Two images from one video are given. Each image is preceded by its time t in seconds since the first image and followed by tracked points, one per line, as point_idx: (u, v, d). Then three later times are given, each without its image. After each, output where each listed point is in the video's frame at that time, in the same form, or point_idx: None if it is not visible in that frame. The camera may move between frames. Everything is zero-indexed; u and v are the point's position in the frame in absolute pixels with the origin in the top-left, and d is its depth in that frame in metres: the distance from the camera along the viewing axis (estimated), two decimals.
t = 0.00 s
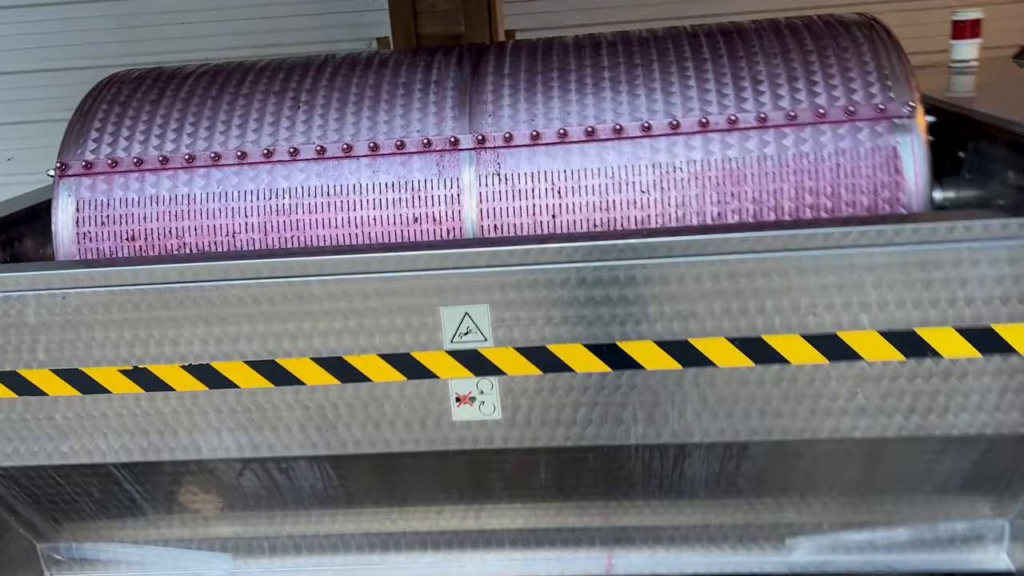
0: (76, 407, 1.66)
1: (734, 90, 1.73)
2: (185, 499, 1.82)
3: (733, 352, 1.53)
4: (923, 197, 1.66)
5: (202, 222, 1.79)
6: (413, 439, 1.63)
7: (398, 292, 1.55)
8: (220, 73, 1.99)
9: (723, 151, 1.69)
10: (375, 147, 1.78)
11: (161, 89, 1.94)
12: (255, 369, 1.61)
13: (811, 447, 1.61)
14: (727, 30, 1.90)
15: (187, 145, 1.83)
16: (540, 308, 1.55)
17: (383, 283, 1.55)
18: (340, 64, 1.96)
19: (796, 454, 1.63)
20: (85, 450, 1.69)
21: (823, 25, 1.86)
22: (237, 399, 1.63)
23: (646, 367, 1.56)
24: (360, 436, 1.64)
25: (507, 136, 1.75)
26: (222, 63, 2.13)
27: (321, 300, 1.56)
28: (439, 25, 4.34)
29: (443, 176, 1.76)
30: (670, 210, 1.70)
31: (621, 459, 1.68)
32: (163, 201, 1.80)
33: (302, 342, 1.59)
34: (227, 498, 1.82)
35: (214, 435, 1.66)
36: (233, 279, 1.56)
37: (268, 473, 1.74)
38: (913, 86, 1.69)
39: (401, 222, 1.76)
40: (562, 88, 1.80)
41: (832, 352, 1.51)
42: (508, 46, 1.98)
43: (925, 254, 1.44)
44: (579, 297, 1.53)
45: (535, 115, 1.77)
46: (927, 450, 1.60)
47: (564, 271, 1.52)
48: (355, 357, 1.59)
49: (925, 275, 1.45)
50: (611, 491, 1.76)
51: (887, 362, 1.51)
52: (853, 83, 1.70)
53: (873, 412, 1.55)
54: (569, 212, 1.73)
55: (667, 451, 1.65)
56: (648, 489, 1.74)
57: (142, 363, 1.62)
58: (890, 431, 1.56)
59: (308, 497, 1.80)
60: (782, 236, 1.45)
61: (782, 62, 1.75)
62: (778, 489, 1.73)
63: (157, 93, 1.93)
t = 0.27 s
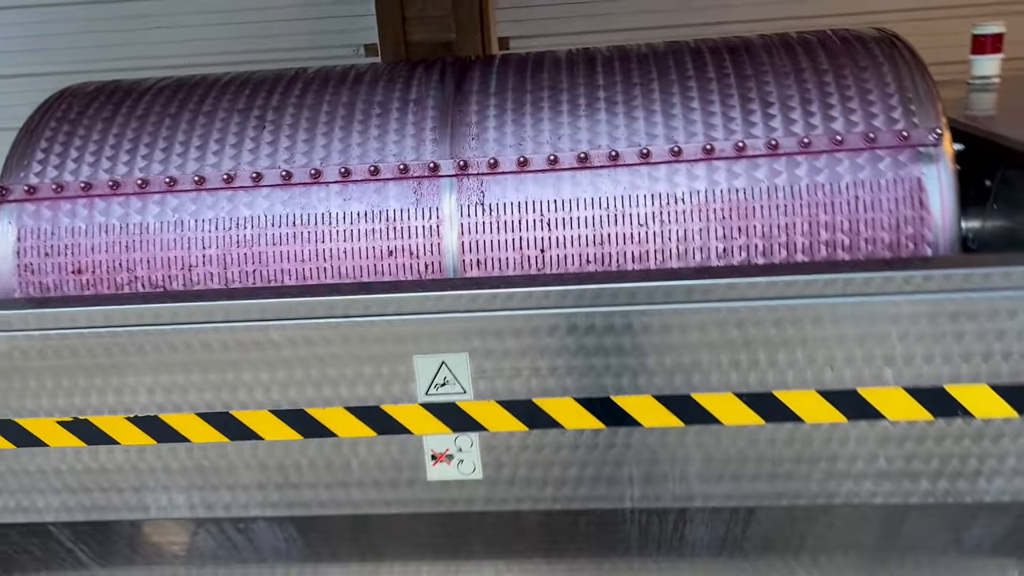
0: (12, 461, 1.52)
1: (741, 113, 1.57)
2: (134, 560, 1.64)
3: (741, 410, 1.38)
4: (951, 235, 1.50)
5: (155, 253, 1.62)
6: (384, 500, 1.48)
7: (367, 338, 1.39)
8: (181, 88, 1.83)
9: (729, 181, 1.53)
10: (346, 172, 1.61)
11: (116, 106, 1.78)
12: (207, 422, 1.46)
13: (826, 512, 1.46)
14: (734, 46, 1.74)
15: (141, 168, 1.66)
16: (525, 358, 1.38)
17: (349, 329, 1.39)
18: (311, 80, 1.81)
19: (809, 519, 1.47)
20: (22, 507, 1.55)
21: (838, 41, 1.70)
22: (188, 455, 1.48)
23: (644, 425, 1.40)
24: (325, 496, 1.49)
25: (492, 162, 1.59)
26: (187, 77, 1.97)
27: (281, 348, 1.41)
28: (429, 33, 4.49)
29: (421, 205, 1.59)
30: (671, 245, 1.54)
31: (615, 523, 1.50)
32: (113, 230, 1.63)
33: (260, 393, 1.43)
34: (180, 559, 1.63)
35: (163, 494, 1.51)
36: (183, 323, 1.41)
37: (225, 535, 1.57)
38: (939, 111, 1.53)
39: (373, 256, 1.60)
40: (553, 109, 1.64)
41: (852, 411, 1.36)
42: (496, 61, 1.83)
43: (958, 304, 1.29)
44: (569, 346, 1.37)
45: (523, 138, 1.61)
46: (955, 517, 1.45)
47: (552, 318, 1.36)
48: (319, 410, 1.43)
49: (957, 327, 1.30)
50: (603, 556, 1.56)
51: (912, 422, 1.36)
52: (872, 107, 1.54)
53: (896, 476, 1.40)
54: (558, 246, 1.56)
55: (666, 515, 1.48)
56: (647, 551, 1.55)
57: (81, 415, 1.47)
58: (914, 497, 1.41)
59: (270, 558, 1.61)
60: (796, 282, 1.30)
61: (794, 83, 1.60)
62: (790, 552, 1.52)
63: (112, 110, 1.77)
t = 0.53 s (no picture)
0: None
1: (760, 130, 1.45)
2: None
3: (762, 456, 1.27)
4: (988, 263, 1.38)
5: (131, 279, 1.52)
6: (374, 548, 1.38)
7: (355, 377, 1.29)
8: (162, 99, 1.71)
9: (747, 204, 1.42)
10: (336, 193, 1.50)
11: (92, 119, 1.67)
12: (183, 465, 1.36)
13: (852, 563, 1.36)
14: (752, 57, 1.63)
15: (116, 187, 1.55)
16: (527, 399, 1.28)
17: (334, 367, 1.29)
18: (300, 92, 1.70)
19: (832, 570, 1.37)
20: None
21: (863, 52, 1.59)
22: (162, 501, 1.39)
23: (656, 471, 1.30)
24: (311, 543, 1.39)
25: (492, 182, 1.47)
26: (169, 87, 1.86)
27: (260, 387, 1.31)
28: (429, 37, 4.35)
29: (416, 229, 1.48)
30: (684, 273, 1.43)
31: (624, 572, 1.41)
32: (86, 254, 1.52)
33: (239, 435, 1.33)
34: None
35: (136, 541, 1.42)
36: (156, 360, 1.31)
37: None
38: (975, 129, 1.41)
39: (364, 282, 1.48)
40: (557, 125, 1.52)
41: (882, 458, 1.26)
42: (497, 71, 1.72)
43: (999, 343, 1.19)
44: (575, 386, 1.27)
45: (526, 156, 1.49)
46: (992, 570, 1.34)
47: (557, 355, 1.26)
48: (302, 453, 1.33)
49: (998, 369, 1.20)
50: None
51: (948, 470, 1.26)
52: (902, 124, 1.42)
53: (929, 527, 1.29)
54: (562, 273, 1.45)
55: (679, 565, 1.39)
56: None
57: (47, 456, 1.38)
58: (950, 550, 1.30)
59: None
60: (822, 319, 1.20)
61: (817, 97, 1.49)
62: None
63: (87, 123, 1.65)
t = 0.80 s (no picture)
0: None
1: (750, 140, 1.44)
2: None
3: (751, 471, 1.26)
4: (978, 275, 1.37)
5: (113, 290, 1.50)
6: (358, 563, 1.37)
7: (338, 392, 1.27)
8: (146, 108, 1.70)
9: (736, 216, 1.41)
10: (321, 204, 1.48)
11: (74, 128, 1.65)
12: (164, 480, 1.35)
13: None
14: (742, 65, 1.63)
15: (98, 198, 1.52)
16: (512, 414, 1.26)
17: (317, 382, 1.27)
18: (286, 100, 1.68)
19: None
20: None
21: (854, 61, 1.59)
22: (143, 517, 1.38)
23: (644, 486, 1.28)
24: (295, 558, 1.38)
25: (479, 193, 1.45)
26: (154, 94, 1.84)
27: (243, 402, 1.29)
28: (420, 41, 4.31)
29: (401, 240, 1.46)
30: (673, 284, 1.42)
31: None
32: (67, 265, 1.50)
33: (222, 450, 1.32)
34: None
35: (117, 556, 1.41)
36: (136, 375, 1.29)
37: None
38: (966, 140, 1.40)
39: (350, 294, 1.47)
40: (545, 134, 1.51)
41: (872, 473, 1.25)
42: (485, 79, 1.71)
43: (990, 358, 1.17)
44: (561, 401, 1.25)
45: (513, 166, 1.47)
46: None
47: (544, 370, 1.24)
48: (285, 469, 1.32)
49: (989, 384, 1.19)
50: None
51: (938, 485, 1.25)
52: (892, 134, 1.41)
53: (919, 542, 1.28)
54: (549, 285, 1.44)
55: None
56: None
57: (26, 472, 1.36)
58: (940, 565, 1.29)
59: None
60: (812, 334, 1.18)
61: (807, 107, 1.47)
62: None
63: (69, 132, 1.64)
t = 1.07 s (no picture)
0: None
1: (739, 153, 1.45)
2: None
3: (742, 483, 1.26)
4: (967, 286, 1.38)
5: (103, 305, 1.49)
6: None
7: (329, 407, 1.27)
8: (137, 122, 1.70)
9: (725, 228, 1.41)
10: (312, 217, 1.48)
11: (65, 142, 1.65)
12: (154, 496, 1.35)
13: None
14: (731, 78, 1.64)
15: (89, 212, 1.52)
16: (504, 428, 1.26)
17: (308, 397, 1.27)
18: (277, 114, 1.68)
19: None
20: None
21: (842, 73, 1.60)
22: (134, 532, 1.38)
23: (636, 499, 1.29)
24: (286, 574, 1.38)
25: (470, 206, 1.46)
26: (145, 108, 1.84)
27: (234, 417, 1.29)
28: (411, 52, 4.33)
29: (392, 253, 1.46)
30: (663, 296, 1.42)
31: None
32: (58, 279, 1.50)
33: (212, 465, 1.32)
34: None
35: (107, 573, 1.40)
36: (126, 391, 1.28)
37: None
38: (953, 152, 1.41)
39: (341, 307, 1.47)
40: (536, 147, 1.51)
41: (862, 484, 1.25)
42: (475, 92, 1.71)
43: (979, 369, 1.18)
44: (552, 415, 1.25)
45: (504, 179, 1.48)
46: None
47: (535, 383, 1.24)
48: (276, 484, 1.32)
49: (977, 395, 1.19)
50: None
51: (928, 496, 1.25)
52: (880, 146, 1.42)
53: (910, 553, 1.28)
54: (541, 298, 1.44)
55: None
56: None
57: (16, 488, 1.35)
58: None
59: None
60: (802, 346, 1.19)
61: (796, 119, 1.48)
62: None
63: (60, 147, 1.64)
